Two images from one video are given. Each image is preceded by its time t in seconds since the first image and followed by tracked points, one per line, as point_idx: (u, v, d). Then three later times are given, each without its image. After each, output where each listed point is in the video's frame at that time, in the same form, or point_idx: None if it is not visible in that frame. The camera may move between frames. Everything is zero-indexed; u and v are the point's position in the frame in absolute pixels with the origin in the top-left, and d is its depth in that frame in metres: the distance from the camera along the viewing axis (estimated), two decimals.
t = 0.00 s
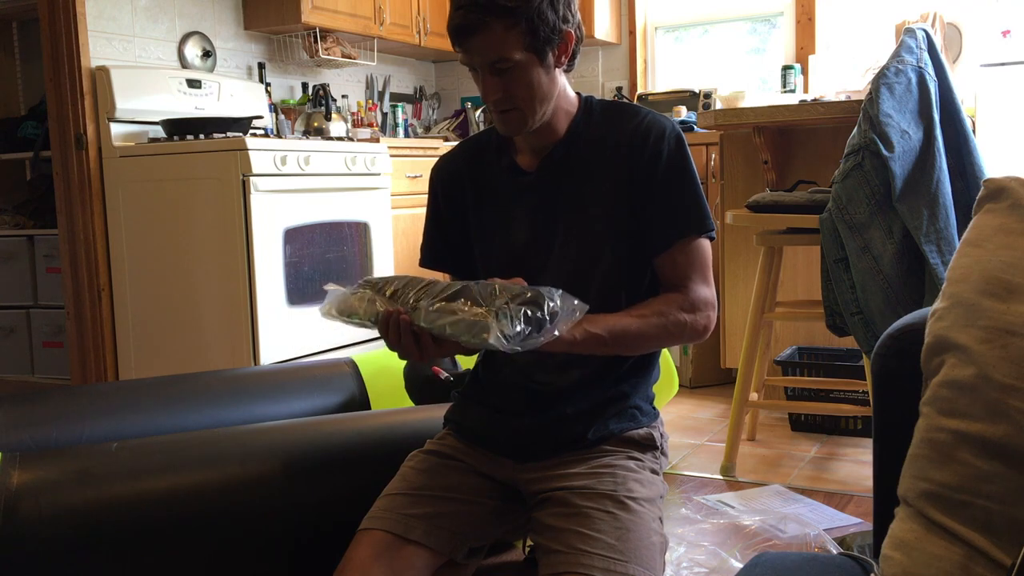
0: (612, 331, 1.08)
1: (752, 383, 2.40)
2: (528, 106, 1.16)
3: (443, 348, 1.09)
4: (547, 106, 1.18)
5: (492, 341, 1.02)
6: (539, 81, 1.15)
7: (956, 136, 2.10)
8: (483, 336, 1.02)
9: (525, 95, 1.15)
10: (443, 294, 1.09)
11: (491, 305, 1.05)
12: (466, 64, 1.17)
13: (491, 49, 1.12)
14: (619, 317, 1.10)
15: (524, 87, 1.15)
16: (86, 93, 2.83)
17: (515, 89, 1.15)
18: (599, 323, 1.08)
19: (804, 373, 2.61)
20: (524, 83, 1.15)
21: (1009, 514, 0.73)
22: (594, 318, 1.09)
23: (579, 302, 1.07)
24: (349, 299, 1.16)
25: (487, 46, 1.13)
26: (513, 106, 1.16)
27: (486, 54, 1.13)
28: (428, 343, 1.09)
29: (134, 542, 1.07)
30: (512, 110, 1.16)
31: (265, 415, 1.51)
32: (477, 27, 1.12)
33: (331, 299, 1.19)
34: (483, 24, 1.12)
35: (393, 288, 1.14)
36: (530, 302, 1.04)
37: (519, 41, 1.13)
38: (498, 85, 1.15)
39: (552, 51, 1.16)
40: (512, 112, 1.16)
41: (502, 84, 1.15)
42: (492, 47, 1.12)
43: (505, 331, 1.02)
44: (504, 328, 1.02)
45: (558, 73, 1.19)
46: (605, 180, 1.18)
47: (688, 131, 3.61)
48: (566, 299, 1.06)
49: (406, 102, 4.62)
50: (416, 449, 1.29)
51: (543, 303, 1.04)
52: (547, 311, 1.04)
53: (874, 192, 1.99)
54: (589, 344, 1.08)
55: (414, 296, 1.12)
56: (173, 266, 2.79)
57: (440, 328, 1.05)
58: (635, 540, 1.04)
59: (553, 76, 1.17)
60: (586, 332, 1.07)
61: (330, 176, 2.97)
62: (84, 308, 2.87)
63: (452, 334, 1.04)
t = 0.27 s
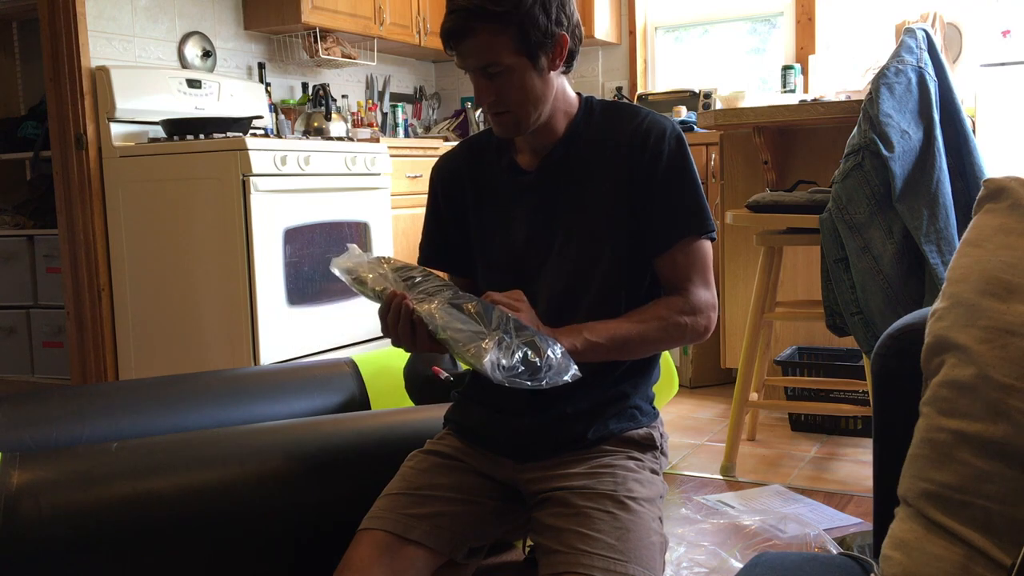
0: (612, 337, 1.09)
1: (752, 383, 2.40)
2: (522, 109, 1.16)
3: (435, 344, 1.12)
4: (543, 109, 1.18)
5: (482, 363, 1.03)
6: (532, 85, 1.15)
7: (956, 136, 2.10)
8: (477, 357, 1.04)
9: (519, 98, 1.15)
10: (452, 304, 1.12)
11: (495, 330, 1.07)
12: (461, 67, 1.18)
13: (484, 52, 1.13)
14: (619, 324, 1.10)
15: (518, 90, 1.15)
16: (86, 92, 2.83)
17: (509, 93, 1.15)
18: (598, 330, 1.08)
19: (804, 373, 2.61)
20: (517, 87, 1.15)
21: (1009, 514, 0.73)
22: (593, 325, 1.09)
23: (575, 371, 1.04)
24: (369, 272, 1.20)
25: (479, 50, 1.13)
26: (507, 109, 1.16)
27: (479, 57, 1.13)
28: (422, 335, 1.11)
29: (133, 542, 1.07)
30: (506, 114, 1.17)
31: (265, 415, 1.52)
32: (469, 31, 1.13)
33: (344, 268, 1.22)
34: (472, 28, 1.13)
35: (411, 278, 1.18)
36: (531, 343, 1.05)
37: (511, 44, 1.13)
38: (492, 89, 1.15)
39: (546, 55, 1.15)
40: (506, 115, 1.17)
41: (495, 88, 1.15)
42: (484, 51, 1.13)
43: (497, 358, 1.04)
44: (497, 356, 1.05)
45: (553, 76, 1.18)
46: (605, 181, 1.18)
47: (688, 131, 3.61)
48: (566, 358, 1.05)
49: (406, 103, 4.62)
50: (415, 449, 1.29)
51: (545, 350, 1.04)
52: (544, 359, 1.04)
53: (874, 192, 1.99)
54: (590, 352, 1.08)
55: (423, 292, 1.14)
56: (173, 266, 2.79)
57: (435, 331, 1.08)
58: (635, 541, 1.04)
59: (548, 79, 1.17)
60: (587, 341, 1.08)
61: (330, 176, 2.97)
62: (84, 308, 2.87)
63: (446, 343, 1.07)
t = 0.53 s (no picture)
0: (611, 336, 1.09)
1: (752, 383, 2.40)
2: (523, 109, 1.16)
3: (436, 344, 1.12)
4: (543, 109, 1.18)
5: (483, 358, 1.03)
6: (533, 85, 1.16)
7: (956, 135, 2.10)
8: (479, 353, 1.04)
9: (519, 98, 1.15)
10: (453, 303, 1.12)
11: (495, 328, 1.07)
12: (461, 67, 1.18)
13: (484, 53, 1.13)
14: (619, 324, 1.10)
15: (518, 90, 1.15)
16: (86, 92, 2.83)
17: (509, 93, 1.15)
18: (597, 330, 1.09)
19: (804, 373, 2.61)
20: (518, 87, 1.15)
21: (1009, 514, 0.73)
22: (593, 326, 1.09)
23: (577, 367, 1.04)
24: (368, 275, 1.20)
25: (479, 50, 1.13)
26: (508, 109, 1.16)
27: (479, 57, 1.13)
28: (422, 335, 1.11)
29: (133, 543, 1.07)
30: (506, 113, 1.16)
31: (265, 415, 1.51)
32: (469, 31, 1.13)
33: (343, 272, 1.22)
34: (472, 29, 1.13)
35: (411, 280, 1.17)
36: (532, 339, 1.06)
37: (512, 44, 1.13)
38: (492, 89, 1.15)
39: (547, 54, 1.15)
40: (506, 115, 1.16)
41: (495, 88, 1.15)
42: (484, 52, 1.13)
43: (499, 353, 1.04)
44: (500, 352, 1.05)
45: (553, 76, 1.18)
46: (604, 181, 1.18)
47: (688, 131, 3.61)
48: (567, 355, 1.05)
49: (406, 102, 4.62)
50: (414, 449, 1.29)
51: (546, 346, 1.04)
52: (546, 355, 1.04)
53: (873, 192, 1.99)
54: (589, 352, 1.08)
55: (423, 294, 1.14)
56: (173, 266, 2.79)
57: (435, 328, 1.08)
58: (635, 541, 1.04)
59: (548, 79, 1.17)
60: (586, 341, 1.08)
61: (330, 176, 2.97)
62: (84, 308, 2.86)
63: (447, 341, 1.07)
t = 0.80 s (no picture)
0: (612, 336, 1.09)
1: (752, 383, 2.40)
2: (524, 109, 1.16)
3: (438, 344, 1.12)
4: (544, 108, 1.18)
5: (486, 340, 1.03)
6: (533, 84, 1.15)
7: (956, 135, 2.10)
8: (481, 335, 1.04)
9: (520, 98, 1.15)
10: (452, 299, 1.12)
11: (496, 314, 1.08)
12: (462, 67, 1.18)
13: (484, 53, 1.13)
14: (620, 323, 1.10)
15: (519, 89, 1.15)
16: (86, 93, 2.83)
17: (509, 93, 1.15)
18: (598, 329, 1.08)
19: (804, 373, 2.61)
20: (518, 86, 1.15)
21: (1009, 514, 0.73)
22: (593, 324, 1.09)
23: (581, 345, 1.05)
24: (368, 285, 1.22)
25: (480, 51, 1.13)
26: (509, 109, 1.16)
27: (479, 57, 1.13)
28: (423, 336, 1.12)
29: (132, 543, 1.07)
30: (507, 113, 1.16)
31: (265, 416, 1.51)
32: (469, 32, 1.13)
33: (344, 286, 1.24)
34: (473, 31, 1.13)
35: (410, 283, 1.19)
36: (534, 321, 1.06)
37: (512, 44, 1.13)
38: (493, 89, 1.15)
39: (547, 54, 1.15)
40: (506, 115, 1.16)
41: (496, 88, 1.15)
42: (484, 52, 1.13)
43: (501, 334, 1.04)
44: (502, 333, 1.05)
45: (553, 76, 1.18)
46: (605, 180, 1.18)
47: (688, 131, 3.61)
48: (570, 335, 1.05)
49: (406, 102, 4.62)
50: (414, 450, 1.29)
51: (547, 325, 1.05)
52: (548, 334, 1.04)
53: (874, 192, 1.99)
54: (590, 351, 1.08)
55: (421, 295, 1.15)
56: (173, 266, 2.79)
57: (433, 322, 1.08)
58: (635, 541, 1.04)
59: (549, 78, 1.17)
60: (587, 340, 1.08)
61: (330, 176, 2.97)
62: (84, 308, 2.86)
63: (447, 333, 1.07)
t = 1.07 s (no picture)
0: (613, 337, 1.09)
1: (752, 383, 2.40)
2: (515, 111, 1.16)
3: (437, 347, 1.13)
4: (537, 111, 1.18)
5: (483, 358, 1.02)
6: (524, 87, 1.16)
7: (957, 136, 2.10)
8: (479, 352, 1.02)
9: (510, 100, 1.16)
10: (455, 304, 1.11)
11: (496, 329, 1.06)
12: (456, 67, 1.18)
13: (474, 55, 1.14)
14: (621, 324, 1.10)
15: (509, 92, 1.15)
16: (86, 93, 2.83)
17: (500, 95, 1.15)
18: (599, 331, 1.08)
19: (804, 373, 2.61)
20: (508, 88, 1.15)
21: (1009, 514, 0.73)
22: (595, 326, 1.09)
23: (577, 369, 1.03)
24: (375, 281, 1.22)
25: (470, 52, 1.14)
26: (499, 110, 1.16)
27: (470, 58, 1.14)
28: (422, 340, 1.12)
29: (132, 543, 1.07)
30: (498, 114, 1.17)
31: (265, 415, 1.51)
32: (461, 34, 1.14)
33: (352, 277, 1.25)
34: (464, 32, 1.14)
35: (416, 282, 1.18)
36: (533, 340, 1.05)
37: (502, 47, 1.13)
38: (483, 90, 1.15)
39: (538, 57, 1.15)
40: (498, 116, 1.17)
41: (486, 90, 1.15)
42: (475, 54, 1.13)
43: (499, 353, 1.03)
44: (500, 351, 1.03)
45: (547, 79, 1.18)
46: (606, 181, 1.18)
47: (688, 131, 3.61)
48: (569, 358, 1.04)
49: (406, 102, 4.62)
50: (414, 450, 1.29)
51: (546, 346, 1.04)
52: (546, 355, 1.04)
53: (874, 192, 1.99)
54: (591, 353, 1.08)
55: (425, 296, 1.14)
56: (173, 265, 2.79)
57: (435, 331, 1.07)
58: (636, 541, 1.04)
59: (542, 81, 1.17)
60: (589, 342, 1.08)
61: (330, 176, 2.97)
62: (84, 308, 2.86)
63: (446, 343, 1.06)
